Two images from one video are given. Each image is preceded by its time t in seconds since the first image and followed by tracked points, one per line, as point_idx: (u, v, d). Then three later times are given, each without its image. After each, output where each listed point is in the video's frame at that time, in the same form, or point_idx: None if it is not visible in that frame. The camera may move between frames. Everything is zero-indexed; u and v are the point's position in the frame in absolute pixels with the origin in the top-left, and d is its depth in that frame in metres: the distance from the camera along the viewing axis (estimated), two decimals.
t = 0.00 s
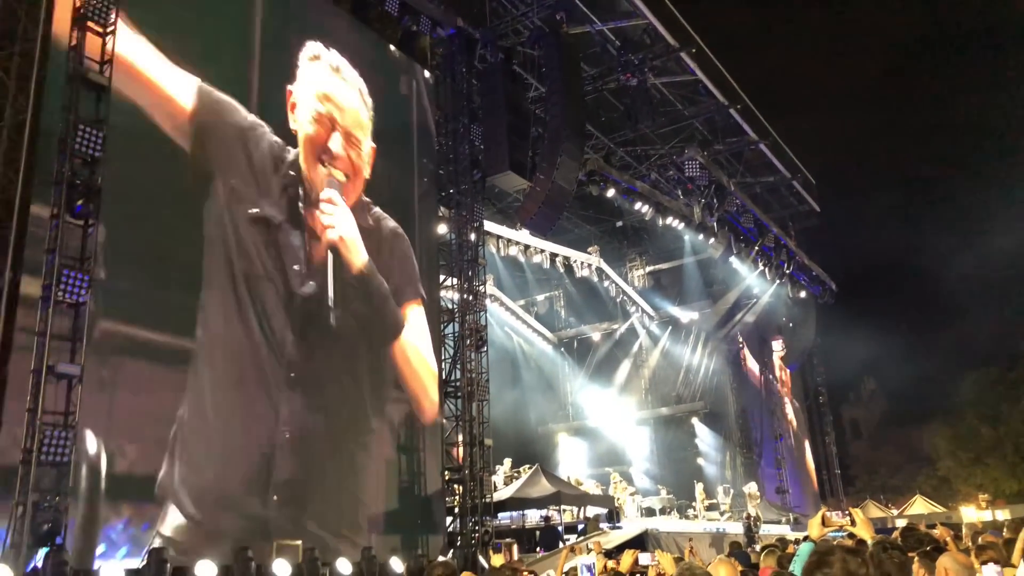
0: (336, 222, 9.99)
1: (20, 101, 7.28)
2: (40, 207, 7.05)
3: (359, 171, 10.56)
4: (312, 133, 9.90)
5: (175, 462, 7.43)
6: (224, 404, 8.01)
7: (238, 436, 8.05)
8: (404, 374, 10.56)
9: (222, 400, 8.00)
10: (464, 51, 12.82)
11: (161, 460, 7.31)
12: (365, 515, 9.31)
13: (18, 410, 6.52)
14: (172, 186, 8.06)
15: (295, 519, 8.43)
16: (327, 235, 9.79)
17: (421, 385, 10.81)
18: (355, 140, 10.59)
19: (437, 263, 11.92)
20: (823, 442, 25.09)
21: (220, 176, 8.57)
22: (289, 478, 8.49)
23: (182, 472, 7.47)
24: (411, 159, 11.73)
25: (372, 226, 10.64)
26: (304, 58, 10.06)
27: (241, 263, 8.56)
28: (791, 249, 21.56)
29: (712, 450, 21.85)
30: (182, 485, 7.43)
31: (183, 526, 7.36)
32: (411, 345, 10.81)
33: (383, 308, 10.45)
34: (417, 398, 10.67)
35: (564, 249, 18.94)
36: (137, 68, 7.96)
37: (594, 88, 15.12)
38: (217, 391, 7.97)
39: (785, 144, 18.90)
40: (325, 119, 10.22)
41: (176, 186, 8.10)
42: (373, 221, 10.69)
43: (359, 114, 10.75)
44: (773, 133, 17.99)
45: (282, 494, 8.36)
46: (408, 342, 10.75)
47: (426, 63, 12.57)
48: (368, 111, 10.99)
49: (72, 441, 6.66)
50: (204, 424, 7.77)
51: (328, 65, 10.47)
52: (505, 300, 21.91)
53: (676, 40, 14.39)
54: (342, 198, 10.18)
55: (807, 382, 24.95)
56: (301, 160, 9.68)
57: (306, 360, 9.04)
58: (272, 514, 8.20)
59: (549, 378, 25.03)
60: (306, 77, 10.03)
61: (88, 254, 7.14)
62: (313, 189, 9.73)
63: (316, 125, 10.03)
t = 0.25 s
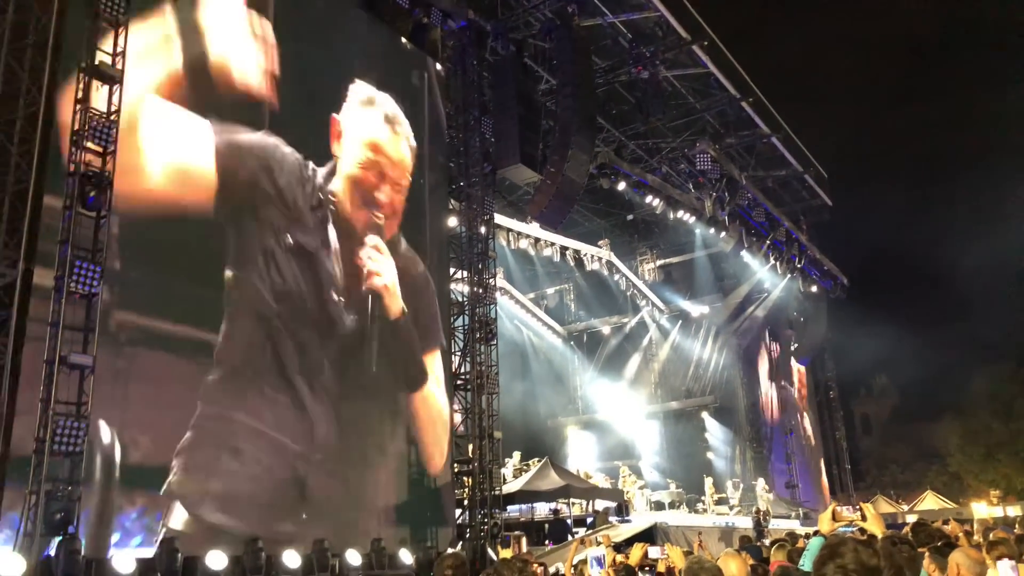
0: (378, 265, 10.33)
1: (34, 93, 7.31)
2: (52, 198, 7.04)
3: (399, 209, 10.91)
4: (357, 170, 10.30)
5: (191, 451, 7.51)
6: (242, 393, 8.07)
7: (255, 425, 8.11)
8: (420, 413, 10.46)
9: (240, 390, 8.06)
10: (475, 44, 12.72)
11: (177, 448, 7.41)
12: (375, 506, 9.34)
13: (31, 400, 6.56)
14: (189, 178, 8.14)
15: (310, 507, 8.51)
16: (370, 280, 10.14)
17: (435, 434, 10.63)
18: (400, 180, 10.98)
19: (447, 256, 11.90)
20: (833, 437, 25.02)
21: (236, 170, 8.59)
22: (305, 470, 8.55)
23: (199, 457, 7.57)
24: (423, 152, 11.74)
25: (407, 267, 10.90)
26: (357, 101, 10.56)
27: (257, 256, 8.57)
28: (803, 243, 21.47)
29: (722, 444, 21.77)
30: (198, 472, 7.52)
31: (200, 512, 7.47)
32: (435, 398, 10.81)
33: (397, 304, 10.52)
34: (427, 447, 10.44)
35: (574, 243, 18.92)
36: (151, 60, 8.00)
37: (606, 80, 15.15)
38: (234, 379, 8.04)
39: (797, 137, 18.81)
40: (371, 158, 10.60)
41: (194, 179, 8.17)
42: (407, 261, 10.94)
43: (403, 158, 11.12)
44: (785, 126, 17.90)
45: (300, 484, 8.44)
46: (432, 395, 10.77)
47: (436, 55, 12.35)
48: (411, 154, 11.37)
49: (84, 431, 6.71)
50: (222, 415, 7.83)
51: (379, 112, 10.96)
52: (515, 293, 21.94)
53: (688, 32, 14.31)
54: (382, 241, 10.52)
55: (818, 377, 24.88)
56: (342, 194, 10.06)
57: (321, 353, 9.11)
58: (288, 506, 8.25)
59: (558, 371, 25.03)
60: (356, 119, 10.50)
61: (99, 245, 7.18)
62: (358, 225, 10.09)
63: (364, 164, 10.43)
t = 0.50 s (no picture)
0: (380, 212, 10.38)
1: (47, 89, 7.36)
2: (65, 193, 7.11)
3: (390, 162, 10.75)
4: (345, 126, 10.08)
5: (204, 444, 7.56)
6: (253, 386, 8.11)
7: (267, 418, 8.14)
8: (421, 373, 10.46)
9: (252, 383, 8.11)
10: (485, 39, 12.64)
11: (189, 441, 7.45)
12: (385, 499, 9.36)
13: (42, 393, 6.61)
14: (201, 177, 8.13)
15: (323, 497, 8.57)
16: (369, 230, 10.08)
17: (435, 393, 10.63)
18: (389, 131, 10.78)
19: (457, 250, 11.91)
20: (843, 433, 24.95)
21: (245, 166, 8.62)
22: (317, 463, 8.57)
23: (209, 451, 7.60)
24: (433, 147, 11.75)
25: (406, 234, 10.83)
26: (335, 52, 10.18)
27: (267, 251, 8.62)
28: (813, 239, 21.38)
29: (731, 441, 21.67)
30: (209, 464, 7.55)
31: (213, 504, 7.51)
32: (432, 348, 10.76)
33: (411, 300, 10.56)
34: (428, 405, 10.47)
35: (584, 238, 18.90)
36: (163, 59, 8.02)
37: (617, 75, 14.98)
38: (245, 372, 8.08)
39: (808, 133, 18.73)
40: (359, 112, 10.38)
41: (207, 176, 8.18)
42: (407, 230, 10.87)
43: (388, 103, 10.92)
44: (797, 122, 17.82)
45: (313, 477, 8.49)
46: (429, 344, 10.71)
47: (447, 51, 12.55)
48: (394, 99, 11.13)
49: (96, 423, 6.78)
50: (234, 409, 7.88)
51: (357, 56, 10.60)
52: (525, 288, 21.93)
53: (700, 27, 14.26)
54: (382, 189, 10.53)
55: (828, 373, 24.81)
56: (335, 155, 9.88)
57: (332, 346, 9.14)
58: (299, 499, 8.27)
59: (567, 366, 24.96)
60: (339, 71, 10.19)
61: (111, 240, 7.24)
62: (352, 180, 9.99)
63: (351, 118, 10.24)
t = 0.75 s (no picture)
0: (370, 199, 9.93)
1: (57, 83, 7.37)
2: (74, 187, 7.08)
3: (386, 149, 10.43)
4: (338, 110, 9.81)
5: (214, 439, 7.61)
6: (262, 381, 8.15)
7: (276, 414, 8.19)
8: (421, 363, 10.32)
9: (261, 378, 8.15)
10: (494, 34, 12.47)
11: (201, 437, 7.50)
12: (392, 495, 9.39)
13: (53, 386, 6.63)
14: (211, 178, 8.16)
15: (331, 494, 8.58)
16: (361, 213, 9.74)
17: (437, 376, 10.55)
18: (385, 117, 10.49)
19: (465, 246, 11.89)
20: (852, 432, 24.89)
21: (255, 165, 8.65)
22: (325, 460, 8.60)
23: (222, 445, 7.66)
24: (442, 143, 11.75)
25: (399, 217, 10.50)
26: (330, 34, 9.93)
27: (278, 249, 8.65)
28: (823, 237, 21.30)
29: (739, 439, 21.79)
30: (219, 459, 7.59)
31: (223, 501, 7.55)
32: (431, 334, 10.57)
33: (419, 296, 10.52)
34: (432, 391, 10.41)
35: (592, 235, 18.87)
36: (171, 55, 8.03)
37: (626, 72, 14.99)
38: (254, 368, 8.11)
39: (818, 130, 18.65)
40: (354, 96, 10.10)
41: (217, 177, 8.23)
42: (399, 213, 10.54)
43: (387, 91, 10.62)
44: (806, 119, 17.75)
45: (321, 472, 8.51)
46: (427, 331, 10.51)
47: (457, 48, 12.64)
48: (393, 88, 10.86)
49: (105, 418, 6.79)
50: (244, 404, 7.94)
51: (355, 41, 10.38)
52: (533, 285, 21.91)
53: (709, 23, 14.21)
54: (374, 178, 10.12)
55: (837, 371, 24.74)
56: (327, 140, 9.63)
57: (339, 344, 9.11)
58: (307, 494, 8.31)
59: (574, 363, 24.94)
60: (334, 53, 9.93)
61: (121, 235, 7.26)
62: (344, 165, 9.71)
63: (345, 102, 9.95)
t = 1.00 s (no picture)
0: (374, 194, 9.90)
1: (64, 83, 7.41)
2: (81, 188, 7.08)
3: (388, 144, 10.38)
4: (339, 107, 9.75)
5: (220, 437, 7.62)
6: (267, 379, 8.16)
7: (281, 412, 8.19)
8: (425, 356, 10.27)
9: (267, 377, 8.16)
10: (500, 34, 12.60)
11: (207, 436, 7.50)
12: (398, 493, 9.40)
13: (60, 386, 6.65)
14: (214, 179, 8.13)
15: (335, 494, 8.58)
16: (365, 206, 9.72)
17: (440, 370, 10.50)
18: (386, 111, 10.41)
19: (471, 245, 11.87)
20: (858, 430, 24.84)
21: (258, 164, 8.65)
22: (330, 458, 8.60)
23: (230, 443, 7.68)
24: (447, 142, 11.75)
25: (403, 212, 10.48)
26: (329, 30, 9.83)
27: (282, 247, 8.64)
28: (829, 235, 21.25)
29: (744, 437, 21.62)
30: (225, 458, 7.61)
31: (229, 499, 7.57)
32: (433, 328, 10.50)
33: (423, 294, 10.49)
34: (434, 385, 10.37)
35: (597, 233, 18.85)
36: (177, 54, 8.05)
37: (632, 70, 14.98)
38: (260, 366, 8.12)
39: (824, 128, 18.61)
40: (355, 91, 10.02)
41: (220, 176, 8.21)
42: (403, 208, 10.52)
43: (388, 85, 10.53)
44: (812, 116, 17.71)
45: (326, 471, 8.51)
46: (431, 325, 10.46)
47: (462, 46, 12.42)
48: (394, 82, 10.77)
49: (112, 416, 6.84)
50: (251, 402, 7.96)
51: (354, 36, 10.26)
52: (538, 283, 21.91)
53: (714, 21, 14.19)
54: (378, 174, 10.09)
55: (843, 370, 24.69)
56: (329, 140, 9.59)
57: (342, 343, 9.09)
58: (313, 493, 8.32)
59: (580, 362, 24.90)
60: (333, 49, 9.83)
61: (127, 233, 7.28)
62: (346, 163, 9.67)
63: (346, 99, 9.87)
